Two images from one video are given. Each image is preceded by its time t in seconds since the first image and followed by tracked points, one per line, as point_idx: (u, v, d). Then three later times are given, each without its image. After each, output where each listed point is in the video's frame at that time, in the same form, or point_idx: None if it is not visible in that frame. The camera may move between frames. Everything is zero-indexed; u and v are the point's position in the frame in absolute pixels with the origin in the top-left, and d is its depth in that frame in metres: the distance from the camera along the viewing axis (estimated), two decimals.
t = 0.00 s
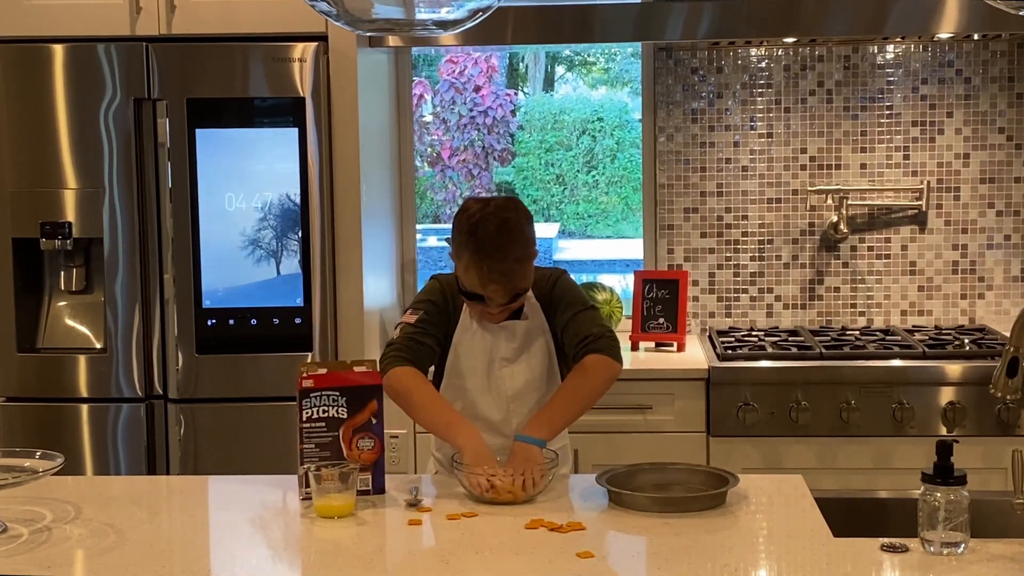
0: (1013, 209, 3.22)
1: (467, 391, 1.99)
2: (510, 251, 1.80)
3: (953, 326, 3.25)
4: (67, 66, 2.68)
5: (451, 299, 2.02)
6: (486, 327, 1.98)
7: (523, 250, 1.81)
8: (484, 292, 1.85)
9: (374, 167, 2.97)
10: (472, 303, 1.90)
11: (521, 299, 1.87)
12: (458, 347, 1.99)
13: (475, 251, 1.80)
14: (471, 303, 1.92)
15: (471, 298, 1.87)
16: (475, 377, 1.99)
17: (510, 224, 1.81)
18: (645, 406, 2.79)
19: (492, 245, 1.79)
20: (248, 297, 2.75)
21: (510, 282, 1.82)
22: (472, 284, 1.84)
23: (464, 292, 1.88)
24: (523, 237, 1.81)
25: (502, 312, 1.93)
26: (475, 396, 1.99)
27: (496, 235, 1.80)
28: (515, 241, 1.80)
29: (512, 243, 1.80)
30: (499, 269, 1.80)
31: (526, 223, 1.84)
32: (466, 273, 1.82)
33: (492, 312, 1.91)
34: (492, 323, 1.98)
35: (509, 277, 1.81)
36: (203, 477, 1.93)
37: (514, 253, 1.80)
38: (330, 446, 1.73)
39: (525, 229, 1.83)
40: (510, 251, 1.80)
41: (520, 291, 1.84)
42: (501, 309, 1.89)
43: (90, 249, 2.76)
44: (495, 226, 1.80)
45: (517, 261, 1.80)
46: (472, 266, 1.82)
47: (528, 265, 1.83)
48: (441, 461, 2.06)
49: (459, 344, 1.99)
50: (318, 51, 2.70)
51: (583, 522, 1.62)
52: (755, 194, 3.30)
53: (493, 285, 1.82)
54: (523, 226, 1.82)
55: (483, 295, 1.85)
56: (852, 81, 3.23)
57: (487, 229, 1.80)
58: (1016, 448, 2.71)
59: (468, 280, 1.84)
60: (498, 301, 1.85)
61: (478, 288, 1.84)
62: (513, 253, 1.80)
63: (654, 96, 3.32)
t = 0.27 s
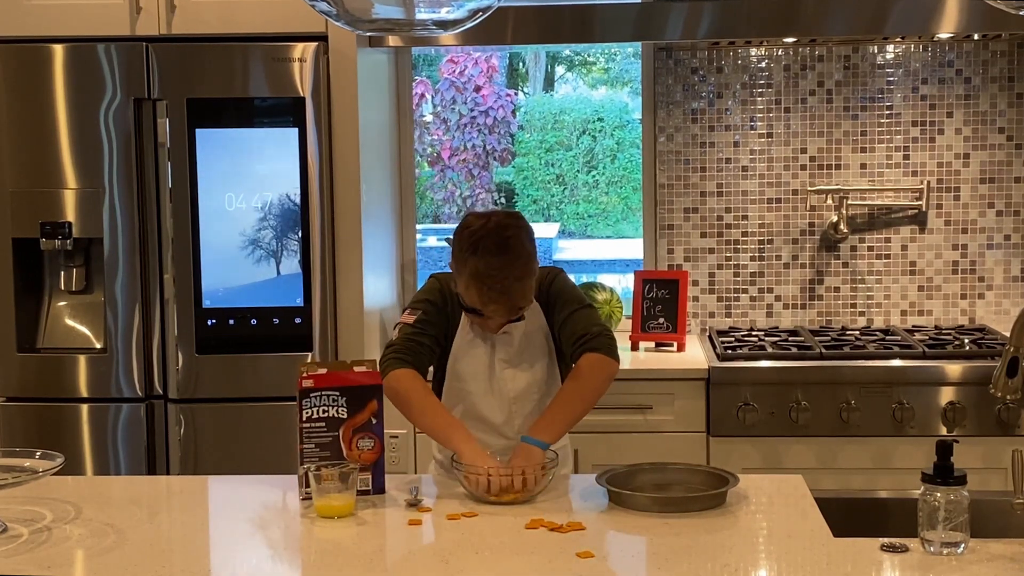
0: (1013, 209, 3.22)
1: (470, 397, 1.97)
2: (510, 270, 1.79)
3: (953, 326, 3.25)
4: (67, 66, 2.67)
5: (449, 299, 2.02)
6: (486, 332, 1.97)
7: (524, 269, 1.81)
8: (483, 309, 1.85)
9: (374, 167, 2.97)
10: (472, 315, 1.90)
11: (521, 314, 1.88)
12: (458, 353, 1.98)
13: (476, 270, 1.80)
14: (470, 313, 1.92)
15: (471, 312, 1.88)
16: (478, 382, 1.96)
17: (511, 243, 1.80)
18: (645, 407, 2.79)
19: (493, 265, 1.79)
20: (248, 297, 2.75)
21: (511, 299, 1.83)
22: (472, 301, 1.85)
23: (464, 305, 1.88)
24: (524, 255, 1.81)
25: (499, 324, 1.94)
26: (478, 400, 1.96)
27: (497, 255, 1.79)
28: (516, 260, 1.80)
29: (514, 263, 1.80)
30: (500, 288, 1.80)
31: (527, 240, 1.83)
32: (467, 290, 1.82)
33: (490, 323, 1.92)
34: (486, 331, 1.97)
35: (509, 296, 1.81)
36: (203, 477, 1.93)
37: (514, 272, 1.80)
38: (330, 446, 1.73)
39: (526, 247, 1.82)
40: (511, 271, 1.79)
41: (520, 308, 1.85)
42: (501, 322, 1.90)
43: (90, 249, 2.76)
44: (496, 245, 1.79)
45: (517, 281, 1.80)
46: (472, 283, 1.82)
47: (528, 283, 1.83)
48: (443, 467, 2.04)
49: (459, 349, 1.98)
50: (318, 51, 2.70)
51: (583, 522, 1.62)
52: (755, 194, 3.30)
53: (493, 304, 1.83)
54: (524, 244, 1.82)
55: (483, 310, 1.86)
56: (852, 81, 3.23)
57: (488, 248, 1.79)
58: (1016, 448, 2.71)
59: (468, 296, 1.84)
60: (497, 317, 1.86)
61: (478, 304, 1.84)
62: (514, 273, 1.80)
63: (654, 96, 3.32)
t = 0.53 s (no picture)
0: (1013, 209, 3.22)
1: (467, 398, 1.97)
2: (514, 265, 1.80)
3: (953, 326, 3.25)
4: (67, 66, 2.68)
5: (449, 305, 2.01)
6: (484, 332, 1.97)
7: (526, 265, 1.81)
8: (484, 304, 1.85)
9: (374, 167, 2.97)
10: (470, 312, 1.90)
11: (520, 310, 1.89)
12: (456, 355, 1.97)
13: (479, 266, 1.80)
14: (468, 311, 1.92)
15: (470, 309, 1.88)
16: (475, 383, 1.96)
17: (514, 239, 1.81)
18: (645, 407, 2.79)
19: (496, 260, 1.79)
20: (248, 297, 2.75)
21: (513, 296, 1.83)
22: (473, 296, 1.85)
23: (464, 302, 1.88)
24: (527, 251, 1.82)
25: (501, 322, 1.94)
26: (476, 401, 1.96)
27: (500, 250, 1.79)
28: (519, 256, 1.80)
29: (517, 258, 1.80)
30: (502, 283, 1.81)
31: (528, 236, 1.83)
32: (469, 286, 1.81)
33: (488, 322, 1.92)
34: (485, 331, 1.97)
35: (511, 291, 1.82)
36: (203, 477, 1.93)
37: (518, 268, 1.81)
38: (330, 446, 1.73)
39: (528, 243, 1.82)
40: (514, 267, 1.80)
41: (521, 304, 1.86)
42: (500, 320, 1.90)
43: (90, 249, 2.76)
44: (499, 242, 1.80)
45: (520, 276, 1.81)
46: (474, 279, 1.82)
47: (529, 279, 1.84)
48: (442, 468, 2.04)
49: (457, 351, 1.97)
50: (318, 51, 2.70)
51: (583, 522, 1.62)
52: (755, 194, 3.30)
53: (495, 299, 1.83)
54: (525, 240, 1.82)
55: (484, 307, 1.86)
56: (852, 81, 3.23)
57: (491, 244, 1.79)
58: (1017, 448, 2.71)
59: (469, 292, 1.84)
60: (498, 313, 1.87)
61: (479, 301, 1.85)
62: (517, 269, 1.81)
63: (654, 96, 3.32)
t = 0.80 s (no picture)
0: (1013, 209, 3.22)
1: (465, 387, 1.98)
2: (508, 223, 1.81)
3: (953, 325, 3.25)
4: (67, 66, 2.68)
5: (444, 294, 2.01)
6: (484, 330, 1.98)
7: (521, 225, 1.82)
8: (477, 267, 1.83)
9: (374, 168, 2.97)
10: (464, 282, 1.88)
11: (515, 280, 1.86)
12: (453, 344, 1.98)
13: (474, 223, 1.80)
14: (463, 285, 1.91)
15: (463, 276, 1.86)
16: (473, 372, 1.97)
17: (511, 203, 1.83)
18: (645, 406, 2.79)
19: (492, 216, 1.80)
20: (248, 297, 2.75)
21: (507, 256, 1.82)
22: (468, 259, 1.83)
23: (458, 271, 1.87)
24: (523, 216, 1.83)
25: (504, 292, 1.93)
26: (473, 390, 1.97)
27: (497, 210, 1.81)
28: (514, 216, 1.81)
29: (512, 217, 1.81)
30: (497, 240, 1.80)
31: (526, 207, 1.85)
32: (464, 243, 1.81)
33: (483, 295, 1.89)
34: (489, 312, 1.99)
35: (506, 249, 1.81)
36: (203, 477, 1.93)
37: (513, 226, 1.81)
38: (330, 446, 1.73)
39: (524, 211, 1.84)
40: (509, 224, 1.80)
41: (514, 268, 1.84)
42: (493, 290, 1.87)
43: (90, 249, 2.76)
44: (496, 204, 1.82)
45: (515, 235, 1.81)
46: (469, 238, 1.81)
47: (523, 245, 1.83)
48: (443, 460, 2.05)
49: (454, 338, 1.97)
50: (318, 51, 2.70)
51: (583, 522, 1.62)
52: (755, 194, 3.30)
53: (488, 258, 1.82)
54: (523, 209, 1.84)
55: (477, 271, 1.84)
56: (852, 81, 3.23)
57: (487, 206, 1.81)
58: (1017, 448, 2.71)
59: (464, 252, 1.83)
60: (491, 277, 1.84)
61: (473, 262, 1.83)
62: (512, 227, 1.81)
63: (654, 96, 3.32)
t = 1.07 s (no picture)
0: (1013, 209, 3.22)
1: (468, 389, 1.97)
2: (506, 201, 1.84)
3: (953, 325, 3.25)
4: (67, 66, 2.68)
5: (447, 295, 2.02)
6: (485, 330, 1.98)
7: (520, 207, 1.85)
8: (473, 246, 1.85)
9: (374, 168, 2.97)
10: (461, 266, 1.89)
11: (512, 265, 1.86)
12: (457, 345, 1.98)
13: (472, 201, 1.84)
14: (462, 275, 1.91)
15: (459, 258, 1.87)
16: (477, 374, 1.97)
17: (511, 188, 1.86)
18: (645, 407, 2.79)
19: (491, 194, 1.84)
20: (248, 297, 2.75)
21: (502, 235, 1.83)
22: (465, 239, 1.85)
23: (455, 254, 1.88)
24: (523, 199, 1.86)
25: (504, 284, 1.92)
26: (476, 392, 1.97)
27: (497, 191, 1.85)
28: (513, 197, 1.84)
29: (511, 197, 1.84)
30: (493, 215, 1.82)
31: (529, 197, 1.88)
32: (460, 219, 1.83)
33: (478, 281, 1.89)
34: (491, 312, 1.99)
35: (502, 226, 1.83)
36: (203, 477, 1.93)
37: (510, 205, 1.83)
38: (330, 446, 1.73)
39: (526, 199, 1.87)
40: (506, 201, 1.83)
41: (509, 247, 1.85)
42: (488, 273, 1.87)
43: (90, 249, 2.76)
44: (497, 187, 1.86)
45: (512, 213, 1.83)
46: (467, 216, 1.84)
47: (521, 228, 1.85)
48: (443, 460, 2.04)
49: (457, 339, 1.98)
50: (318, 50, 2.70)
51: (583, 522, 1.62)
52: (755, 194, 3.30)
53: (483, 235, 1.83)
54: (525, 195, 1.87)
55: (473, 251, 1.85)
56: (852, 81, 3.23)
57: (488, 189, 1.85)
58: (1017, 448, 2.71)
59: (461, 231, 1.85)
60: (487, 256, 1.85)
61: (470, 241, 1.85)
62: (509, 205, 1.83)
63: (654, 96, 3.32)
